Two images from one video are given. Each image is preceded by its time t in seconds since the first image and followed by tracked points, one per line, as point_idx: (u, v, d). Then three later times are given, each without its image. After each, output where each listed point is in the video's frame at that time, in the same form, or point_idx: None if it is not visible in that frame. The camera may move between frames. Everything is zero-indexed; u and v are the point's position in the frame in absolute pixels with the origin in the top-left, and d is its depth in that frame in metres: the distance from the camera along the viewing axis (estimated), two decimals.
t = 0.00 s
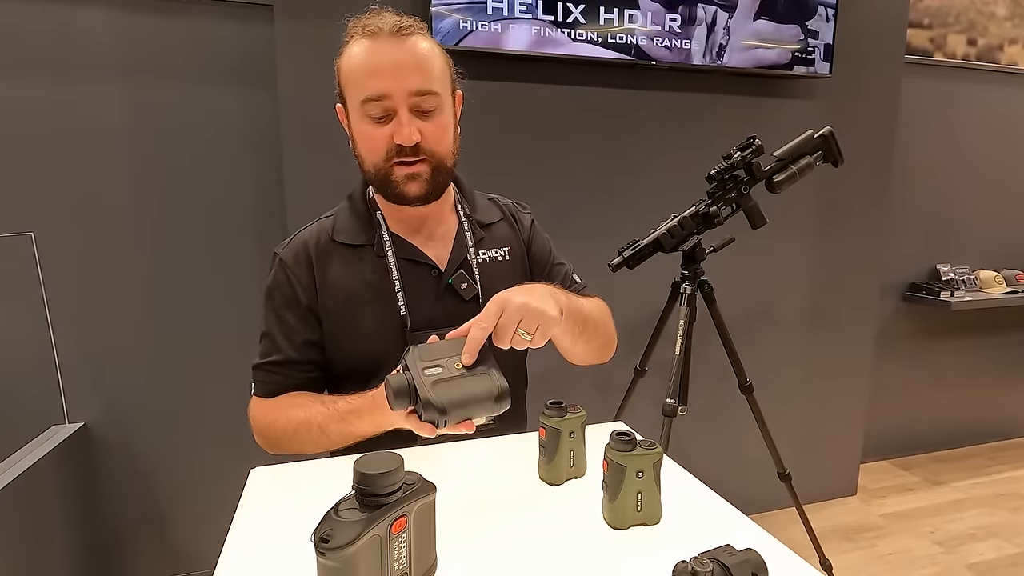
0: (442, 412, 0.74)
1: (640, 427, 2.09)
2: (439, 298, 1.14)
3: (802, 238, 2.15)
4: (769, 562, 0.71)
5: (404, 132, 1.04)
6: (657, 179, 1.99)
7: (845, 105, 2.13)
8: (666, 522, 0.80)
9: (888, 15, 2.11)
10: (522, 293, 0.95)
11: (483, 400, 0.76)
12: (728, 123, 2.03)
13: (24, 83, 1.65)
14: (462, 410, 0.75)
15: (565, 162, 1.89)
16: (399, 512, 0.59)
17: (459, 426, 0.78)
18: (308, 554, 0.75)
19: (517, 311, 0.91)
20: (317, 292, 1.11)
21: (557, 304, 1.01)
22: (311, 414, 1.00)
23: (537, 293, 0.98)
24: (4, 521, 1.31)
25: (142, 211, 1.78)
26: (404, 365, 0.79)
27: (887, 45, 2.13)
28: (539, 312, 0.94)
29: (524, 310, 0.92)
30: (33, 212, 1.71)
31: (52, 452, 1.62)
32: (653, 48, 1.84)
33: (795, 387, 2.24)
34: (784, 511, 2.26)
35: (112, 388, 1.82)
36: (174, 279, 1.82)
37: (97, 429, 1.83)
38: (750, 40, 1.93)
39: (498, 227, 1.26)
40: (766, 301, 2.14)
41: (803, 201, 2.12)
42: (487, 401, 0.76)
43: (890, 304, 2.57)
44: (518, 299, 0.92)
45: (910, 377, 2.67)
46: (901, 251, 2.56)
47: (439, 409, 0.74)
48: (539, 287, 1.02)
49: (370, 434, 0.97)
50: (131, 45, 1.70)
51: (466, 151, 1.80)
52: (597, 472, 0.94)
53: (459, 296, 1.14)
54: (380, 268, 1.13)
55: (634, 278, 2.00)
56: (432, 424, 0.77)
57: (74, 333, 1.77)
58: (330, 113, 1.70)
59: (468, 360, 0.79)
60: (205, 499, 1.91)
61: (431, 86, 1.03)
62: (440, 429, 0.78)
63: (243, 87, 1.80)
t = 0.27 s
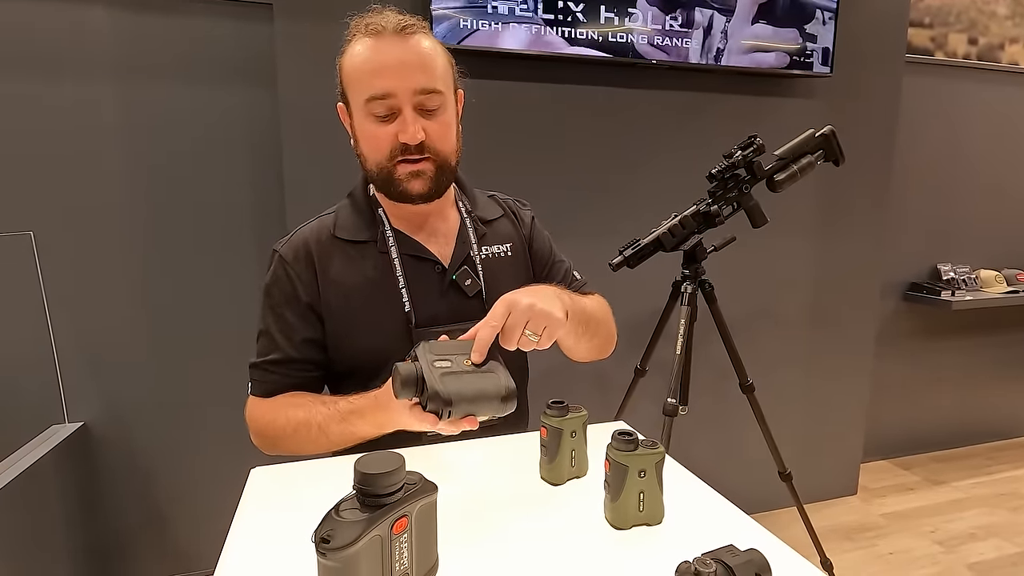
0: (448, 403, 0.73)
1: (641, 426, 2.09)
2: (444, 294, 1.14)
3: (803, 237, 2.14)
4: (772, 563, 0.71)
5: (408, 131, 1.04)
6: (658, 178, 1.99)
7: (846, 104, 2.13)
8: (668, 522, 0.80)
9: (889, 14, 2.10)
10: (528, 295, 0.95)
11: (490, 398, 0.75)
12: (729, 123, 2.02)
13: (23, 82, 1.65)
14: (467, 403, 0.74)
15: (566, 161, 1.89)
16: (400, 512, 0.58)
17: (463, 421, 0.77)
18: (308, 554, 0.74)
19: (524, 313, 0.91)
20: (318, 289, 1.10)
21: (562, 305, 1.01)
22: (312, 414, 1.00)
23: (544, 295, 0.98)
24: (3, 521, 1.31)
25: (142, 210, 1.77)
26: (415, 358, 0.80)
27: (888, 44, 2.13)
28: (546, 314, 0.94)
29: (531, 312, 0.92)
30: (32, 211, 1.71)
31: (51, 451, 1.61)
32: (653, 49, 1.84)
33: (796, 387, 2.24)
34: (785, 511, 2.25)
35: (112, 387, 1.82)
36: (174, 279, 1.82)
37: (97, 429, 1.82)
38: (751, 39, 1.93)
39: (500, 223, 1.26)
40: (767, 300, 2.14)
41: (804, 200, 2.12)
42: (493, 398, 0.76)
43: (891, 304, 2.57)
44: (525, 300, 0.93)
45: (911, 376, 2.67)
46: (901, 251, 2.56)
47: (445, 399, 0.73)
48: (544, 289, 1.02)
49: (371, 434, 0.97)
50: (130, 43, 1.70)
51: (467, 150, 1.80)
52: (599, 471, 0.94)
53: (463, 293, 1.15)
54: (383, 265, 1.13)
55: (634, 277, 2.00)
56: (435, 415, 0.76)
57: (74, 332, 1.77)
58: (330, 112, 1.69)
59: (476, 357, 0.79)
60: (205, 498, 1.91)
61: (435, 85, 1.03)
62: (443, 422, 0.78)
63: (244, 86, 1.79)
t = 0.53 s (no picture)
0: (449, 391, 0.73)
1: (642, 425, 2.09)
2: (445, 292, 1.14)
3: (804, 236, 2.14)
4: (774, 562, 0.71)
5: (409, 131, 1.04)
6: (658, 177, 1.99)
7: (847, 103, 2.13)
8: (670, 520, 0.80)
9: (889, 13, 2.10)
10: (531, 291, 0.95)
11: (489, 391, 0.75)
12: (729, 122, 2.02)
13: (22, 81, 1.65)
14: (467, 393, 0.74)
15: (566, 161, 1.89)
16: (401, 511, 0.58)
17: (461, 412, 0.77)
18: (309, 553, 0.74)
19: (527, 309, 0.91)
20: (318, 287, 1.10)
21: (564, 302, 1.00)
22: (312, 412, 1.00)
23: (546, 292, 0.98)
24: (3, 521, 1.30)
25: (141, 209, 1.77)
26: (417, 347, 0.80)
27: (888, 43, 2.13)
28: (549, 311, 0.93)
29: (534, 308, 0.92)
30: (32, 210, 1.70)
31: (51, 451, 1.61)
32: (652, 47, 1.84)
33: (796, 386, 2.24)
34: (785, 510, 2.25)
35: (112, 387, 1.82)
36: (175, 278, 1.82)
37: (97, 428, 1.82)
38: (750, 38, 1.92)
39: (500, 221, 1.25)
40: (767, 299, 2.14)
41: (804, 199, 2.12)
42: (492, 390, 0.76)
43: (891, 303, 2.57)
44: (528, 297, 0.93)
45: (911, 375, 2.67)
46: (902, 250, 2.56)
47: (445, 387, 0.73)
48: (547, 286, 1.02)
49: (372, 431, 0.97)
50: (129, 42, 1.69)
51: (467, 149, 1.80)
52: (599, 470, 0.94)
53: (463, 291, 1.14)
54: (383, 263, 1.13)
55: (635, 276, 2.00)
56: (432, 403, 0.75)
57: (74, 331, 1.77)
58: (330, 111, 1.69)
59: (479, 350, 0.80)
60: (206, 497, 1.91)
61: (436, 85, 1.03)
62: (439, 411, 0.77)
63: (243, 85, 1.79)
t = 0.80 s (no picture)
0: (448, 388, 0.74)
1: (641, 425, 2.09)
2: (443, 293, 1.14)
3: (804, 236, 2.14)
4: (773, 562, 0.71)
5: (408, 133, 1.04)
6: (658, 177, 1.99)
7: (846, 103, 2.13)
8: (669, 521, 0.80)
9: (889, 13, 2.10)
10: (529, 291, 0.95)
11: (488, 389, 0.76)
12: (729, 122, 2.02)
13: (23, 81, 1.65)
14: (466, 391, 0.75)
15: (566, 161, 1.89)
16: (401, 512, 0.58)
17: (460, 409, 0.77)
18: (310, 554, 0.74)
19: (525, 310, 0.92)
20: (318, 288, 1.10)
21: (562, 303, 1.01)
22: (313, 412, 1.00)
23: (544, 292, 0.98)
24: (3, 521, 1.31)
25: (141, 209, 1.77)
26: (417, 346, 0.80)
27: (888, 43, 2.13)
28: (547, 312, 0.94)
29: (532, 309, 0.92)
30: (33, 211, 1.71)
31: (52, 451, 1.61)
32: (652, 47, 1.84)
33: (796, 387, 2.24)
34: (785, 510, 2.25)
35: (112, 387, 1.82)
36: (175, 278, 1.82)
37: (97, 428, 1.82)
38: (750, 37, 1.93)
39: (498, 222, 1.26)
40: (767, 299, 2.14)
41: (804, 199, 2.12)
42: (492, 388, 0.76)
43: (891, 303, 2.57)
44: (527, 297, 0.93)
45: (911, 375, 2.67)
46: (902, 249, 2.56)
47: (445, 386, 0.73)
48: (545, 287, 1.02)
49: (372, 430, 0.97)
50: (129, 42, 1.69)
51: (467, 149, 1.80)
52: (599, 470, 0.94)
53: (462, 291, 1.15)
54: (382, 263, 1.13)
55: (635, 276, 2.00)
56: (432, 402, 0.76)
57: (74, 331, 1.77)
58: (329, 111, 1.69)
59: (477, 348, 0.80)
60: (206, 497, 1.91)
61: (435, 87, 1.03)
62: (439, 410, 0.77)
63: (243, 84, 1.79)
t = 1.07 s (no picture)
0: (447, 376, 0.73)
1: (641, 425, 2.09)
2: (442, 292, 1.14)
3: (804, 236, 2.14)
4: (773, 560, 0.71)
5: (408, 130, 1.04)
6: (659, 176, 1.99)
7: (847, 102, 2.13)
8: (669, 519, 0.80)
9: (890, 12, 2.10)
10: (528, 290, 0.95)
11: (486, 381, 0.76)
12: (729, 121, 2.02)
13: (23, 80, 1.65)
14: (465, 381, 0.75)
15: (566, 160, 1.89)
16: (401, 509, 0.58)
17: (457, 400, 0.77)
18: (310, 552, 0.74)
19: (523, 309, 0.91)
20: (317, 287, 1.10)
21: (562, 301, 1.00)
22: (312, 408, 1.00)
23: (543, 291, 0.98)
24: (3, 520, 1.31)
25: (142, 208, 1.77)
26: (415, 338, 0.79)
27: (888, 42, 2.12)
28: (545, 310, 0.93)
29: (530, 308, 0.92)
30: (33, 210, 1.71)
31: (52, 450, 1.61)
32: (654, 46, 1.84)
33: (796, 386, 2.24)
34: (785, 509, 2.25)
35: (112, 386, 1.82)
36: (175, 277, 1.82)
37: (98, 427, 1.83)
38: (751, 36, 1.93)
39: (498, 222, 1.26)
40: (767, 299, 2.14)
41: (805, 199, 2.11)
42: (490, 379, 0.76)
43: (891, 302, 2.57)
44: (525, 296, 0.93)
45: (911, 375, 2.67)
46: (903, 249, 2.55)
47: (444, 375, 0.73)
48: (544, 285, 1.01)
49: (371, 427, 0.97)
50: (129, 42, 1.70)
51: (466, 148, 1.80)
52: (599, 469, 0.94)
53: (461, 290, 1.15)
54: (381, 262, 1.13)
55: (635, 276, 2.00)
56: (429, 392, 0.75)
57: (75, 330, 1.77)
58: (329, 110, 1.69)
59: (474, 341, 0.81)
60: (206, 496, 1.91)
61: (434, 85, 1.03)
62: (436, 399, 0.77)
63: (243, 84, 1.79)
